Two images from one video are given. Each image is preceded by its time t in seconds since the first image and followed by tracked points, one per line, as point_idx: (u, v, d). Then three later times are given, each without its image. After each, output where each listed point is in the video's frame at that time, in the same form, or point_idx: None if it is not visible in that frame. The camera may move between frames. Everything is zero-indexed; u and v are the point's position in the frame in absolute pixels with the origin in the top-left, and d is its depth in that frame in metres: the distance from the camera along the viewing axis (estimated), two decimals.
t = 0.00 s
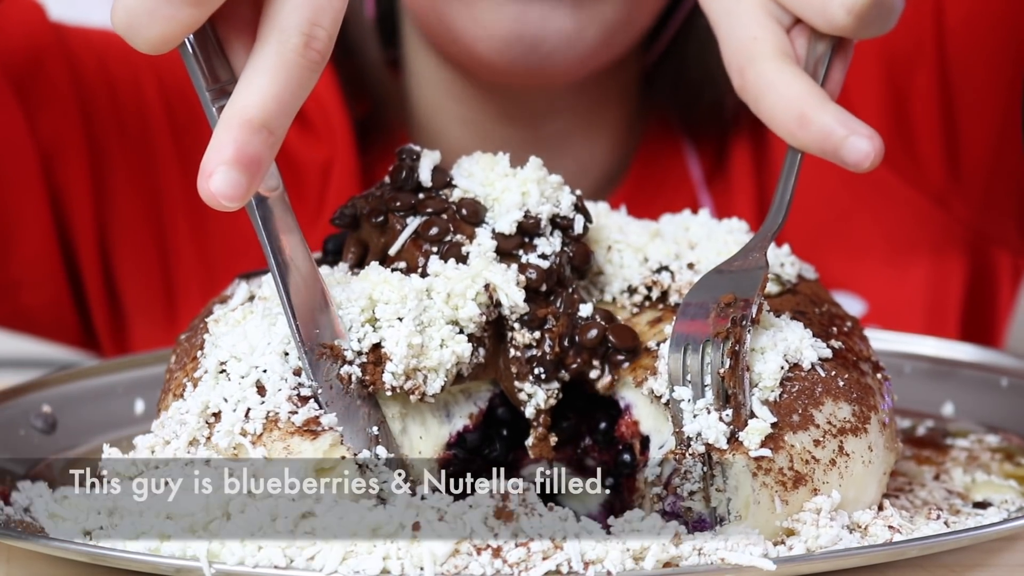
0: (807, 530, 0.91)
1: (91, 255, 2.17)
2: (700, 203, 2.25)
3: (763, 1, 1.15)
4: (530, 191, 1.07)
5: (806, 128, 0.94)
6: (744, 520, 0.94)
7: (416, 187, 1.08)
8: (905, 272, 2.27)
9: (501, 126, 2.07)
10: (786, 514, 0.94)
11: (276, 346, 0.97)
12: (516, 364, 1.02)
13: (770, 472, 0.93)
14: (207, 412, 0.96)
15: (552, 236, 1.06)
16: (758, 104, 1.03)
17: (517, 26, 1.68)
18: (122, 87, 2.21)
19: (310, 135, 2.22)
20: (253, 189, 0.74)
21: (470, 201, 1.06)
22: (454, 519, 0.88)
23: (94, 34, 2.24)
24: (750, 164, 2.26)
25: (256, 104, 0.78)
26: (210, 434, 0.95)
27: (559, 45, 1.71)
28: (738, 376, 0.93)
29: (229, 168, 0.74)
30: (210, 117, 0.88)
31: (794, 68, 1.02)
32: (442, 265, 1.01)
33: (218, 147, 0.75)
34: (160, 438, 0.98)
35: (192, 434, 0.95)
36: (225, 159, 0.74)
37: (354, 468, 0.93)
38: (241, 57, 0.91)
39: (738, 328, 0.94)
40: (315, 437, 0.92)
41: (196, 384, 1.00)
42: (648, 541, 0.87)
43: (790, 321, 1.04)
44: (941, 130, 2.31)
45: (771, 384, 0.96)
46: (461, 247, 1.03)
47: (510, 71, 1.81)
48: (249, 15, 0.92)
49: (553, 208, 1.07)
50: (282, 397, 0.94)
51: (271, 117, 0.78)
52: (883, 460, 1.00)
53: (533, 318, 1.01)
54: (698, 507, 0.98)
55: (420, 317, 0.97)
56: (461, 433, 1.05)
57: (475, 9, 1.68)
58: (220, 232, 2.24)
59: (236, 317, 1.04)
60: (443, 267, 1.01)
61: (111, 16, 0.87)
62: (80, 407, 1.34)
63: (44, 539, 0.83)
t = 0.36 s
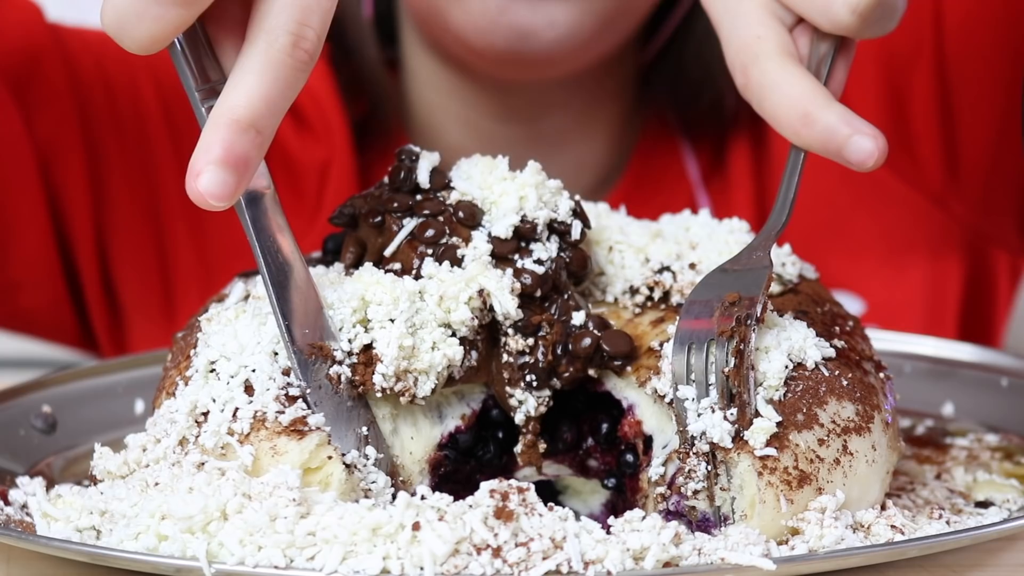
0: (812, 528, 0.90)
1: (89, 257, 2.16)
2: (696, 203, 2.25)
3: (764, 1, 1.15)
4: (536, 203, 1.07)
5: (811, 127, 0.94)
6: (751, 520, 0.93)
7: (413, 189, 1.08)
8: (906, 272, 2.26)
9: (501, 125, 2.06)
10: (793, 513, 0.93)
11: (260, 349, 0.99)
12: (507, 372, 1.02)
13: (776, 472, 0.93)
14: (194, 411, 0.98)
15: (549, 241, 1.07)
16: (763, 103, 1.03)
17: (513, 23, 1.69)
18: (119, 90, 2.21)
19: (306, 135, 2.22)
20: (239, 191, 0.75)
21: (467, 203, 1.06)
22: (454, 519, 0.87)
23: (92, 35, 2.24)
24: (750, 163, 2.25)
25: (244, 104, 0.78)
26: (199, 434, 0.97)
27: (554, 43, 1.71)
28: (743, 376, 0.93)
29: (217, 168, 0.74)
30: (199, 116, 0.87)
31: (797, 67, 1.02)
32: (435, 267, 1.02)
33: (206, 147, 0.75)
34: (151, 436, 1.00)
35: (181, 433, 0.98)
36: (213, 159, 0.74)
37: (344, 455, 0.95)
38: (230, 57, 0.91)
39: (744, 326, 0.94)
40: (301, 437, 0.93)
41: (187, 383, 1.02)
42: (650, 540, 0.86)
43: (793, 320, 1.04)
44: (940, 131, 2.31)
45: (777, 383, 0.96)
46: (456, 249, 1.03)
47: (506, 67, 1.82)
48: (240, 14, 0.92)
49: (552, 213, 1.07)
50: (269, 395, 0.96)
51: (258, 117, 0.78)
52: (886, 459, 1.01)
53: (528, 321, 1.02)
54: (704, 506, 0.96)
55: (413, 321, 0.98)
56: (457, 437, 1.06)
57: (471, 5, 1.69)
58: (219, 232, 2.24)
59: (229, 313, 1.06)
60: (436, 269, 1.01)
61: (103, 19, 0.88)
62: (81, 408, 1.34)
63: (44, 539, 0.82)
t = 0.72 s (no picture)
0: (814, 528, 0.90)
1: (88, 257, 2.16)
2: (696, 203, 2.25)
3: None
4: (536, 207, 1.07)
5: (813, 126, 0.94)
6: (752, 521, 0.93)
7: (413, 190, 1.08)
8: (906, 272, 2.26)
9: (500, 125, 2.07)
10: (795, 513, 0.93)
11: (254, 349, 0.99)
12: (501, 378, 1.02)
13: (777, 471, 0.93)
14: (189, 410, 0.98)
15: (548, 247, 1.06)
16: (764, 103, 1.03)
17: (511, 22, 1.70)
18: (118, 90, 2.21)
19: (305, 135, 2.22)
20: (230, 191, 0.75)
21: (466, 206, 1.06)
22: (454, 519, 0.87)
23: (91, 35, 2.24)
24: (750, 163, 2.25)
25: (237, 103, 0.78)
26: (192, 433, 0.97)
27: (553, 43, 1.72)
28: (745, 377, 0.93)
29: (209, 168, 0.74)
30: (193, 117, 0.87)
31: (799, 66, 1.02)
32: (433, 270, 1.02)
33: (199, 147, 0.75)
34: (146, 436, 1.00)
35: (175, 432, 0.98)
36: (205, 159, 0.74)
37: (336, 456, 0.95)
38: (224, 57, 0.91)
39: (745, 326, 0.94)
40: (293, 437, 0.94)
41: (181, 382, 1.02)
42: (650, 540, 0.86)
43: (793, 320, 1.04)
44: (940, 130, 2.31)
45: (778, 382, 0.96)
46: (454, 252, 1.03)
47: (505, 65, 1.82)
48: (233, 14, 0.92)
49: (552, 219, 1.07)
50: (263, 395, 0.96)
51: (250, 117, 0.78)
52: (887, 460, 1.01)
53: (525, 326, 1.01)
54: (705, 506, 0.96)
55: (409, 324, 0.98)
56: (454, 438, 1.06)
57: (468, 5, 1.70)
58: (218, 232, 2.24)
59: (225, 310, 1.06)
60: (433, 272, 1.01)
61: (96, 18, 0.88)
62: (81, 408, 1.34)
63: (44, 540, 0.82)
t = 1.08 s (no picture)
0: (815, 528, 0.90)
1: (89, 259, 2.16)
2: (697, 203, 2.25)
3: None
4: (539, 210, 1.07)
5: (814, 126, 0.94)
6: (752, 522, 0.93)
7: (414, 192, 1.08)
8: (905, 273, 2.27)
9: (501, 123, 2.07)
10: (795, 513, 0.93)
11: (253, 348, 0.99)
12: (500, 382, 1.02)
13: (778, 472, 0.93)
14: (189, 409, 0.98)
15: (548, 250, 1.06)
16: (765, 103, 1.03)
17: (510, 19, 1.70)
18: (118, 90, 2.22)
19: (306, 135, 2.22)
20: (230, 191, 0.75)
21: (467, 208, 1.06)
22: (454, 519, 0.87)
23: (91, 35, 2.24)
24: (750, 163, 2.25)
25: (237, 103, 0.78)
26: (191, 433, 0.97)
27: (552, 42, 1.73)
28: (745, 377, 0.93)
29: (209, 167, 0.74)
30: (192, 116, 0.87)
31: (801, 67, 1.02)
32: (433, 271, 1.02)
33: (198, 146, 0.75)
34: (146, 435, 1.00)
35: (174, 431, 0.98)
36: (205, 158, 0.74)
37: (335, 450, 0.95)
38: (223, 55, 0.91)
39: (745, 326, 0.94)
40: (292, 437, 0.93)
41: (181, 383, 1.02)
42: (650, 540, 0.86)
43: (794, 320, 1.04)
44: (939, 131, 2.31)
45: (778, 382, 0.96)
46: (454, 254, 1.03)
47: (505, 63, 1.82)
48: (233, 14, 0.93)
49: (553, 222, 1.07)
50: (264, 394, 0.96)
51: (250, 116, 0.78)
52: (888, 460, 1.01)
53: (524, 327, 1.02)
54: (704, 507, 0.96)
55: (408, 325, 0.98)
56: (453, 438, 1.06)
57: (470, 5, 1.71)
58: (218, 232, 2.23)
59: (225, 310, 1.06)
60: (433, 274, 1.01)
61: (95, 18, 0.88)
62: (80, 408, 1.34)
63: (44, 539, 0.82)
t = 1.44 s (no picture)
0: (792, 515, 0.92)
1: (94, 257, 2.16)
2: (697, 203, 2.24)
3: None
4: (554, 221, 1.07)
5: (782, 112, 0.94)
6: (731, 513, 0.94)
7: (420, 192, 1.08)
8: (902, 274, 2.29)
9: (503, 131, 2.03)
10: (772, 504, 0.93)
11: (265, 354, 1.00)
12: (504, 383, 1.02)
13: (755, 462, 0.94)
14: (205, 412, 0.98)
15: (554, 253, 1.06)
16: (737, 88, 1.03)
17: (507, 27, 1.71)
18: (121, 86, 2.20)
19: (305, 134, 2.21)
20: (275, 134, 0.84)
21: (473, 210, 1.06)
22: (453, 519, 0.87)
23: (91, 35, 2.25)
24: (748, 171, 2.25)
25: (279, 54, 0.90)
26: (204, 434, 0.97)
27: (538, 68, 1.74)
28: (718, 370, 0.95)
29: (257, 109, 0.83)
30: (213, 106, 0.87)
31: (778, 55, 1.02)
32: (440, 273, 1.02)
33: (246, 92, 0.85)
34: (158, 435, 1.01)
35: (186, 432, 0.97)
36: (253, 101, 0.84)
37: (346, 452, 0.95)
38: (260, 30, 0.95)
39: (717, 317, 0.95)
40: (307, 440, 0.94)
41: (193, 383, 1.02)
42: (651, 540, 0.86)
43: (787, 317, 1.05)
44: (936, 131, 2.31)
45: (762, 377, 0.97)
46: (461, 256, 1.04)
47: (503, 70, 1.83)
48: None
49: (559, 225, 1.07)
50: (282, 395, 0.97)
51: (292, 64, 0.90)
52: (878, 457, 1.00)
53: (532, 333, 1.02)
54: (688, 502, 0.96)
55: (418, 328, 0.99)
56: (463, 442, 1.05)
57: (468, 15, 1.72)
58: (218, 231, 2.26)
59: (232, 319, 1.07)
60: (441, 275, 1.02)
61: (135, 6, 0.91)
62: (80, 408, 1.34)
63: (44, 540, 0.82)
